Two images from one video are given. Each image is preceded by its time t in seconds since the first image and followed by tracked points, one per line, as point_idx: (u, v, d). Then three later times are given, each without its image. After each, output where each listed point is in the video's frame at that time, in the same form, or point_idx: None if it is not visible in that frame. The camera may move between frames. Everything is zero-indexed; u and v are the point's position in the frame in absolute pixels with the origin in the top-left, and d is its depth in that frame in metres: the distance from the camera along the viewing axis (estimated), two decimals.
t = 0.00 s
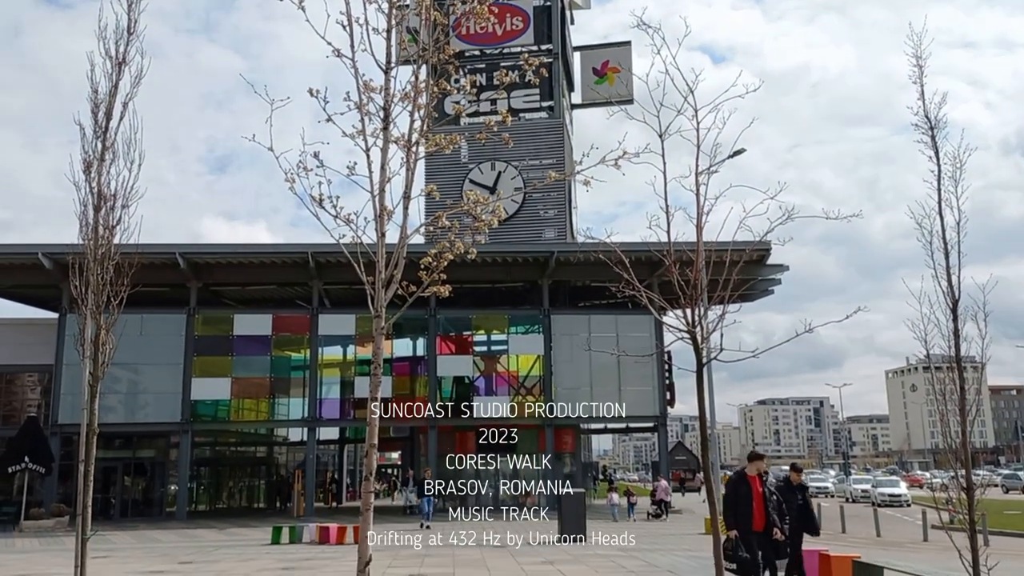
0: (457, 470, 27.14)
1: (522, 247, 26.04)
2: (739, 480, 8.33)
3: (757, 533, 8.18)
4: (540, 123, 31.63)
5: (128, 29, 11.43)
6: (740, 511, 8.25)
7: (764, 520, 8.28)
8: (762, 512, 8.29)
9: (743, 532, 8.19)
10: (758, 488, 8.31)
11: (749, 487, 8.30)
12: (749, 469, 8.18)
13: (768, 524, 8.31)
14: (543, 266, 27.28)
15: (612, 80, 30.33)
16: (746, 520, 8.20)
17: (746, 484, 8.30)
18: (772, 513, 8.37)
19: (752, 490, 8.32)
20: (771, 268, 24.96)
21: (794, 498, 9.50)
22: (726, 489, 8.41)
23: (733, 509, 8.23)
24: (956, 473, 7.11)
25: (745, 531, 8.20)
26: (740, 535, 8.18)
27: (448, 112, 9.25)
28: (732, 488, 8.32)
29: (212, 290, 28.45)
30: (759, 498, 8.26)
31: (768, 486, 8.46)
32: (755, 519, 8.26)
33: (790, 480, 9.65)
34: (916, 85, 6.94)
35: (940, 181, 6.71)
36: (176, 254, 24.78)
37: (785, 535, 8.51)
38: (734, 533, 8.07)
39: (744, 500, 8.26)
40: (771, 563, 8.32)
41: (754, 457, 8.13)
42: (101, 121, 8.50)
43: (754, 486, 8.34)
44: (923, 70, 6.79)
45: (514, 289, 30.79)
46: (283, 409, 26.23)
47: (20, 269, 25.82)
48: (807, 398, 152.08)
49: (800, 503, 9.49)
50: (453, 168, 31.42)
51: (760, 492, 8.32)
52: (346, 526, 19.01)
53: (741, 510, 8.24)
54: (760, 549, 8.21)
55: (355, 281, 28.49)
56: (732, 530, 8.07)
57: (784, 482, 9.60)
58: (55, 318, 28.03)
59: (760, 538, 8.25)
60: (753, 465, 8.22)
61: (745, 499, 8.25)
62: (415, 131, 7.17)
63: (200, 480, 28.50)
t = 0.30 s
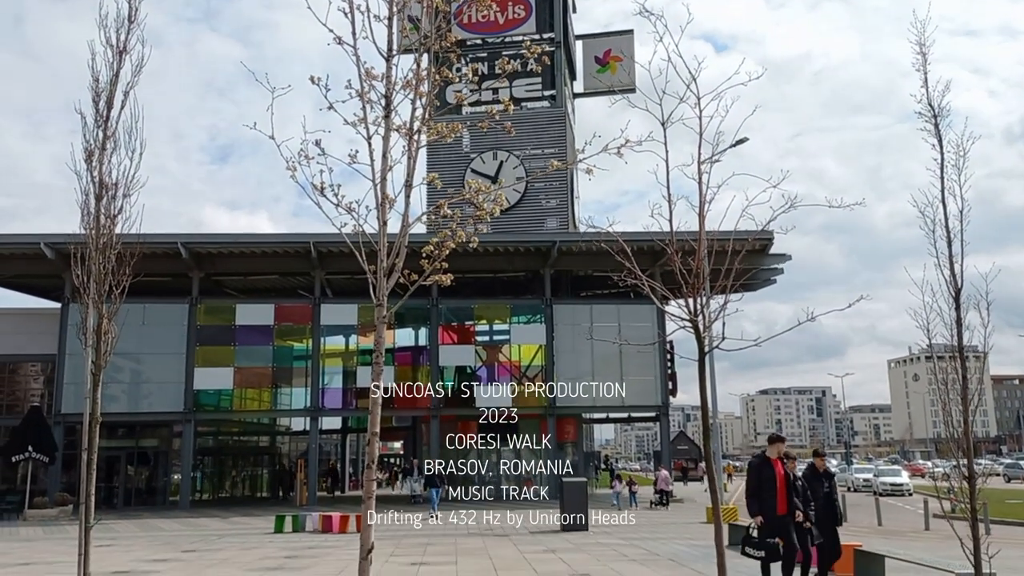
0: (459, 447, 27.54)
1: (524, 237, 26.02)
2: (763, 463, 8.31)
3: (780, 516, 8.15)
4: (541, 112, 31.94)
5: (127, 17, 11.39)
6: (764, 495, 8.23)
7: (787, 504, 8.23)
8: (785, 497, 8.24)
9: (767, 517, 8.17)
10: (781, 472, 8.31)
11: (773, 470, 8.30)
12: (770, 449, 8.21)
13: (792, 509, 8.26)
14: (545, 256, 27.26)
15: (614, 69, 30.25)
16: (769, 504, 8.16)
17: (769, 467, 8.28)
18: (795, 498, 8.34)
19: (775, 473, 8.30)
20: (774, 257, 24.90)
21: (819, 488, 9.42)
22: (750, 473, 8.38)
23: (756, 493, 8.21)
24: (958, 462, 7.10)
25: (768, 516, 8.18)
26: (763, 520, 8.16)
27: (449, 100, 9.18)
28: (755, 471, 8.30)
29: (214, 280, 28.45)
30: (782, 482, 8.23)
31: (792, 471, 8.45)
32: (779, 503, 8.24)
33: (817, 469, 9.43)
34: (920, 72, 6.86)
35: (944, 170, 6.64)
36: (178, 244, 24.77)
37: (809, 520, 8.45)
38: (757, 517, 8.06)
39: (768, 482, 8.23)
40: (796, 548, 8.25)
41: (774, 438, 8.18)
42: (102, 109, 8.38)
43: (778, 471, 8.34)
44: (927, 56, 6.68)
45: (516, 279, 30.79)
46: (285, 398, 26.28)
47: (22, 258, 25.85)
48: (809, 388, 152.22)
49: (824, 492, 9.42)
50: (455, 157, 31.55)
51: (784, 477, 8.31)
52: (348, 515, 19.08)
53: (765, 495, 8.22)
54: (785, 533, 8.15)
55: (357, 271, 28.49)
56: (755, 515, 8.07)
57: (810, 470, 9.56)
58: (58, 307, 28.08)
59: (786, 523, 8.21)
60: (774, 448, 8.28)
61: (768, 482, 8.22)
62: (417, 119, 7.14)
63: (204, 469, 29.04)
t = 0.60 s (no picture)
0: (458, 427, 27.21)
1: (526, 228, 26.03)
2: (790, 458, 8.05)
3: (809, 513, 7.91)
4: (543, 103, 32.02)
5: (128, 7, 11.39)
6: (792, 490, 7.98)
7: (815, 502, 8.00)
8: (813, 494, 8.00)
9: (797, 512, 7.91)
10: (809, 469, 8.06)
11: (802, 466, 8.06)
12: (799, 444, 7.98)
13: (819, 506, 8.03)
14: (547, 247, 27.29)
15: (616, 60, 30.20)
16: (798, 499, 7.92)
17: (797, 463, 8.02)
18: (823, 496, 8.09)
19: (803, 469, 8.05)
20: (776, 249, 24.89)
21: (852, 484, 8.91)
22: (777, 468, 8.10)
23: (784, 487, 7.95)
24: (959, 453, 7.12)
25: (796, 511, 7.93)
26: (793, 516, 7.90)
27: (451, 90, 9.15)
28: (782, 466, 8.04)
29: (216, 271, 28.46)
30: (810, 479, 7.99)
31: (820, 468, 8.20)
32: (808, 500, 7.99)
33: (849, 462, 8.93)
34: (923, 62, 6.82)
35: (948, 159, 6.60)
36: (180, 235, 24.80)
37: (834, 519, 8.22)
38: (788, 512, 7.81)
39: (795, 479, 7.98)
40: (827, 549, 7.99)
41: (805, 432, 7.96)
42: (103, 100, 8.35)
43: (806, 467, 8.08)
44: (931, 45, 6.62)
45: (518, 270, 30.83)
46: (288, 389, 26.35)
47: (25, 250, 25.88)
48: (811, 379, 152.27)
49: (857, 489, 8.89)
50: (457, 148, 31.61)
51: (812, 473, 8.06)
52: (351, 505, 19.14)
53: (794, 490, 7.96)
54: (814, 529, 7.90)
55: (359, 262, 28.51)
56: (784, 510, 7.82)
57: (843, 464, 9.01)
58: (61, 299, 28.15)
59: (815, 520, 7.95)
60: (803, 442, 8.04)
61: (796, 478, 7.97)
62: (419, 109, 7.12)
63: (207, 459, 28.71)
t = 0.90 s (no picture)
0: (459, 407, 27.05)
1: (529, 217, 26.02)
2: (813, 445, 7.39)
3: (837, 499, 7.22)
4: (545, 91, 32.08)
5: None
6: (816, 478, 7.33)
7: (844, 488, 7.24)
8: (838, 481, 7.35)
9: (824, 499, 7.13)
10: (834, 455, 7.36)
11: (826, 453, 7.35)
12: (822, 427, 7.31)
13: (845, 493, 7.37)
14: (549, 236, 27.27)
15: (618, 47, 30.06)
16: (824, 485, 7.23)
17: (821, 449, 7.36)
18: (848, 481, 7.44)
19: (827, 455, 7.39)
20: (779, 238, 24.88)
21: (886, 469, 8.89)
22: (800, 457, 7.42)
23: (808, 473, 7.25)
24: (961, 442, 7.12)
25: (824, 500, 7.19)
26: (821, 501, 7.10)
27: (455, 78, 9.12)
28: (804, 455, 7.38)
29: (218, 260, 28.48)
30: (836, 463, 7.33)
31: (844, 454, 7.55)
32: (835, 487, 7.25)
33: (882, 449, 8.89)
34: (927, 48, 6.77)
35: (950, 147, 6.59)
36: (183, 224, 24.81)
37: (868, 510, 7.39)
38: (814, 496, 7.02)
39: (820, 465, 7.32)
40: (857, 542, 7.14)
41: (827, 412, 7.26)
42: (104, 88, 8.30)
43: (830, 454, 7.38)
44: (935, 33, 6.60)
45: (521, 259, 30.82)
46: (290, 378, 26.40)
47: (27, 239, 25.90)
48: (813, 367, 152.36)
49: (893, 473, 8.88)
50: (458, 137, 31.64)
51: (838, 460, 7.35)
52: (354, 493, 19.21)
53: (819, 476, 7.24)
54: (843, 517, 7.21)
55: (361, 251, 28.51)
56: (812, 495, 7.06)
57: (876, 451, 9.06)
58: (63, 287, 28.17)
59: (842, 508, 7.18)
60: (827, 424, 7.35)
61: (821, 464, 7.30)
62: (420, 96, 7.09)
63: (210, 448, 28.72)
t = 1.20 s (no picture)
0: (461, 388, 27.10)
1: (530, 208, 25.97)
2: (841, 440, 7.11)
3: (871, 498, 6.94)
4: (547, 81, 32.04)
5: None
6: (848, 475, 7.03)
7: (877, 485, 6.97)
8: (872, 477, 7.04)
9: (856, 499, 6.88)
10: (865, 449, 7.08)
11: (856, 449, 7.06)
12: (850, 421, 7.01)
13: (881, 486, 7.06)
14: (551, 227, 27.22)
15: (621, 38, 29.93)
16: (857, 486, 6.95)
17: (850, 445, 7.06)
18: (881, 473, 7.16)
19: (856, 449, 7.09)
20: (781, 229, 24.82)
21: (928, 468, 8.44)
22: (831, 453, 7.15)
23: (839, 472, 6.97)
24: (963, 434, 7.08)
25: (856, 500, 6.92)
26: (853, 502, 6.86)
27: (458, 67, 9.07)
28: (833, 450, 7.09)
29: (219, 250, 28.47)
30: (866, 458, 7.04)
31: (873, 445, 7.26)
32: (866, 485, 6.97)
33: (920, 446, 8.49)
34: (932, 37, 6.72)
35: (954, 137, 6.54)
36: (184, 214, 24.80)
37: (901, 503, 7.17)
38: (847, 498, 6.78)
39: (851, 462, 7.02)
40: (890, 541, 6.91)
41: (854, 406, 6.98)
42: (105, 76, 8.25)
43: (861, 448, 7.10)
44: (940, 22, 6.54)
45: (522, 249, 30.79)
46: (292, 368, 26.44)
47: (29, 229, 25.90)
48: (814, 358, 152.35)
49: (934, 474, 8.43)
50: (460, 127, 31.58)
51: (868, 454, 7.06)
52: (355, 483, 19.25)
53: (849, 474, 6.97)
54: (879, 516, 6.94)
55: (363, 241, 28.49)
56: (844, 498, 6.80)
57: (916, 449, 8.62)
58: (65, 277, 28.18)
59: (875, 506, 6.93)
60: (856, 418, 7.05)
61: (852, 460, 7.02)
62: (422, 85, 7.04)
63: (212, 437, 28.83)
